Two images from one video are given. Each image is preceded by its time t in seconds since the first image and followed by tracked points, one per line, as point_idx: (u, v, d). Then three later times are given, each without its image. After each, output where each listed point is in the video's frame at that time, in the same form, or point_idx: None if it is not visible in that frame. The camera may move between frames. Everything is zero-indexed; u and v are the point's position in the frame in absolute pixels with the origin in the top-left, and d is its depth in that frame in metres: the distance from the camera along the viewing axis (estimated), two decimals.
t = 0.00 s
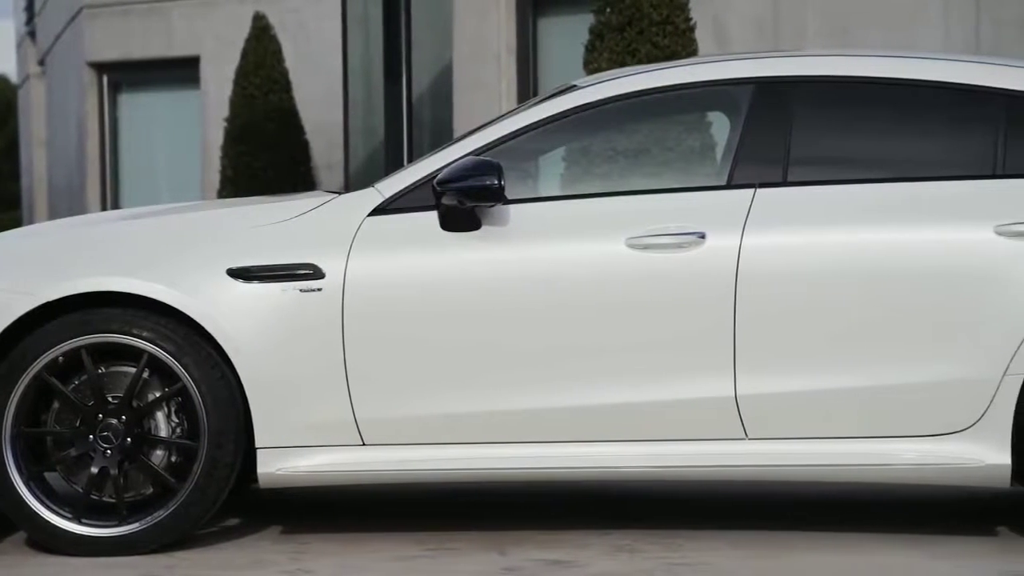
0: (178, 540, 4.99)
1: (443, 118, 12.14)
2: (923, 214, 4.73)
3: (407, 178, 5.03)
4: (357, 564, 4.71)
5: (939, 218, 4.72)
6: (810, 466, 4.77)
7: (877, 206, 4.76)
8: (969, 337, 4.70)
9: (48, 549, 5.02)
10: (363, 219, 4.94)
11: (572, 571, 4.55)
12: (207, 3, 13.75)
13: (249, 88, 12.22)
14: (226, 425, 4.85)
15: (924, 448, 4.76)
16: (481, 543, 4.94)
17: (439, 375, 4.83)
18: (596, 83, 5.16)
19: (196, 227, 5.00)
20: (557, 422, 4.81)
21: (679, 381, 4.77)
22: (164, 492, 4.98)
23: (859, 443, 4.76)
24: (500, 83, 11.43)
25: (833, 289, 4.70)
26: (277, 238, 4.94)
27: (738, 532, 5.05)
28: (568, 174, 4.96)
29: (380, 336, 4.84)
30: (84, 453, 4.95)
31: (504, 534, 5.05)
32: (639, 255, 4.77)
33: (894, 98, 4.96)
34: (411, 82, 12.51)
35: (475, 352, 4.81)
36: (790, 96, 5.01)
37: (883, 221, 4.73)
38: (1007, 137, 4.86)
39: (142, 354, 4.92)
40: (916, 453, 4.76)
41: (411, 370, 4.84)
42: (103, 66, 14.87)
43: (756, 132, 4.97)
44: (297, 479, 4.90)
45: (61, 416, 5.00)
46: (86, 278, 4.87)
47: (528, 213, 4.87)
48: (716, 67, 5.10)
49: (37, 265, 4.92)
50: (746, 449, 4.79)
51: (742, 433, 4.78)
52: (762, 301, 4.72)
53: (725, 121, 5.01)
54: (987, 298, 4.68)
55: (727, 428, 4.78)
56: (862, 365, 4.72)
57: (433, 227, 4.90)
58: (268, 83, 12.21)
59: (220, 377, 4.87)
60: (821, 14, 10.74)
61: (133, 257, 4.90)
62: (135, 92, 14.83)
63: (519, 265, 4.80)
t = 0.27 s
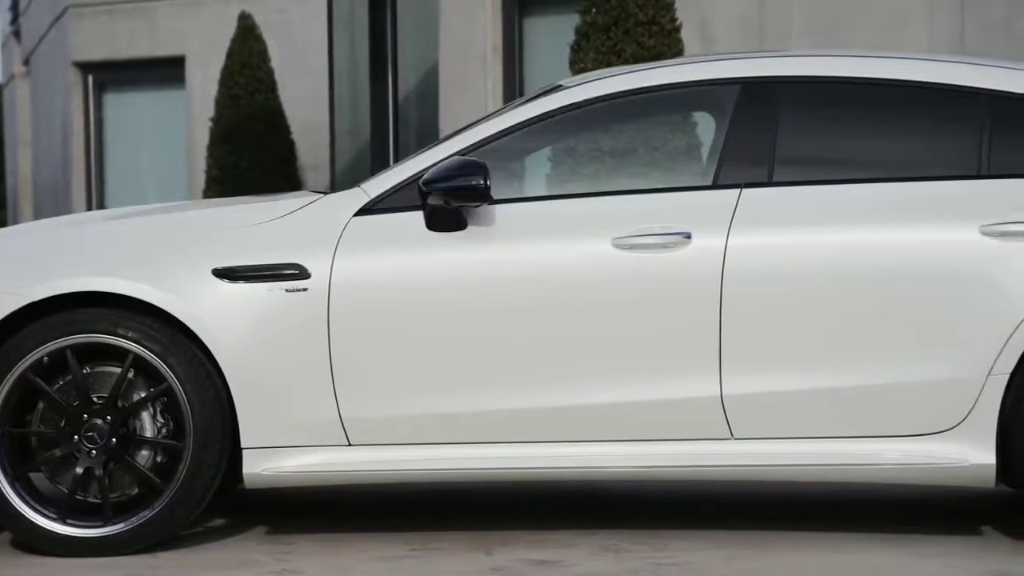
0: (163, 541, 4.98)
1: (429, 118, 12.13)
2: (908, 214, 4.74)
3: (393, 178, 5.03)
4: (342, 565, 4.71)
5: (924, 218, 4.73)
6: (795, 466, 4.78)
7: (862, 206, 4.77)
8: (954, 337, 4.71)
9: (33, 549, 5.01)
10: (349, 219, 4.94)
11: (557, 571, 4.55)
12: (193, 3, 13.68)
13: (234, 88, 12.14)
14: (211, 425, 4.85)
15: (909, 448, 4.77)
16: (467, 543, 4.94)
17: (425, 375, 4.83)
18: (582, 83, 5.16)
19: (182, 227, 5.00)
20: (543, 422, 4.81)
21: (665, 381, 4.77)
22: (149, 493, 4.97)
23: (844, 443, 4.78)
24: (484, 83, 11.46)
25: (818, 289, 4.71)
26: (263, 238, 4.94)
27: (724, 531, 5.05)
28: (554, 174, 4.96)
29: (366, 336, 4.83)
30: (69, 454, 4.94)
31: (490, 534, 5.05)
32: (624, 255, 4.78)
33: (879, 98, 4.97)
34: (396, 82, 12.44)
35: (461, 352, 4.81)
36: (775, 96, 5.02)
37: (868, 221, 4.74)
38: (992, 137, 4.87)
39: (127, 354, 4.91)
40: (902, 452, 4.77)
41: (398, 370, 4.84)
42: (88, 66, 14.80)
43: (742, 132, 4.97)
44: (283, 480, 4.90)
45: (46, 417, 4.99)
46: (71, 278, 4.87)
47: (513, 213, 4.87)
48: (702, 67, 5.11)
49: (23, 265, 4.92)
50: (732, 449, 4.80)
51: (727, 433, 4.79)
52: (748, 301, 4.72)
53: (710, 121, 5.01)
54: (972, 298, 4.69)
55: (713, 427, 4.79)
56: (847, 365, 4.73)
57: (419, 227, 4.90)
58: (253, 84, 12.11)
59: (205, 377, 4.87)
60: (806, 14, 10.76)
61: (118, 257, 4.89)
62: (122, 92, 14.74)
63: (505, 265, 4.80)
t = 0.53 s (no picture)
0: (148, 541, 4.97)
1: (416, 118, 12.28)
2: (893, 215, 4.75)
3: (378, 178, 5.02)
4: (328, 564, 4.70)
5: (909, 218, 4.74)
6: (780, 466, 4.78)
7: (846, 206, 4.77)
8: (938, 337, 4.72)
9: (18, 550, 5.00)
10: (335, 219, 4.94)
11: (542, 571, 4.55)
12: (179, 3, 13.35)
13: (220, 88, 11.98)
14: (196, 425, 4.84)
15: (893, 447, 4.78)
16: (452, 543, 4.94)
17: (411, 375, 4.83)
18: (567, 83, 5.16)
19: (167, 227, 4.99)
20: (529, 422, 4.81)
21: (650, 380, 4.78)
22: (134, 493, 4.97)
23: (829, 442, 4.78)
24: (471, 83, 11.45)
25: (803, 289, 4.71)
26: (248, 238, 4.93)
27: (710, 531, 5.05)
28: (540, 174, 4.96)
29: (352, 336, 4.83)
30: (53, 454, 4.93)
31: (476, 534, 5.05)
32: (610, 255, 4.78)
33: (864, 98, 4.98)
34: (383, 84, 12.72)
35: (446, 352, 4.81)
36: (760, 96, 5.02)
37: (853, 222, 4.75)
38: (975, 137, 4.88)
39: (112, 354, 4.90)
40: (887, 452, 4.78)
41: (383, 370, 4.84)
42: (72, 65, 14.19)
43: (727, 132, 4.98)
44: (268, 480, 4.89)
45: (30, 417, 4.99)
46: (56, 278, 4.86)
47: (499, 213, 4.87)
48: (687, 67, 5.11)
49: (7, 265, 4.91)
50: (717, 448, 4.80)
51: (712, 432, 4.79)
52: (733, 301, 4.73)
53: (696, 121, 5.02)
54: (956, 298, 4.70)
55: (698, 427, 4.79)
56: (831, 365, 4.74)
57: (404, 227, 4.90)
58: (238, 83, 11.97)
59: (190, 378, 4.86)
60: (791, 15, 10.77)
61: (103, 257, 4.88)
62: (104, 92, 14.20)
63: (490, 265, 4.80)
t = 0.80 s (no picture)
0: (136, 541, 4.97)
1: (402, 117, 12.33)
2: (881, 215, 4.75)
3: (367, 178, 5.02)
4: (315, 564, 4.70)
5: (897, 218, 4.75)
6: (768, 465, 4.79)
7: (834, 206, 4.78)
8: (926, 336, 4.72)
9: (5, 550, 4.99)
10: (323, 219, 4.93)
11: (529, 571, 4.55)
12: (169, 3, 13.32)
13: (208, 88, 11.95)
14: (184, 425, 4.84)
15: (881, 448, 4.78)
16: (440, 543, 4.94)
17: (399, 375, 4.83)
18: (556, 83, 5.16)
19: (156, 227, 4.98)
20: (516, 422, 4.81)
21: (638, 380, 4.78)
22: (122, 493, 4.97)
23: (817, 442, 4.79)
24: (459, 80, 11.51)
25: (791, 289, 4.72)
26: (237, 238, 4.92)
27: (697, 531, 5.05)
28: (528, 174, 4.96)
29: (340, 336, 4.83)
30: (41, 454, 4.92)
31: (464, 534, 5.05)
32: (598, 255, 4.78)
33: (852, 98, 4.98)
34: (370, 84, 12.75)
35: (435, 352, 4.81)
36: (748, 96, 5.03)
37: (840, 222, 4.75)
38: (963, 137, 4.89)
39: (99, 354, 4.90)
40: (874, 452, 4.78)
41: (371, 370, 4.84)
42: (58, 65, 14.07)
43: (715, 132, 4.98)
44: (256, 480, 4.89)
45: (17, 417, 4.98)
46: (44, 278, 4.86)
47: (487, 213, 4.87)
48: (676, 67, 5.11)
49: None
50: (705, 448, 4.80)
51: (700, 432, 4.80)
52: (721, 301, 4.73)
53: (684, 121, 5.02)
54: (944, 298, 4.70)
55: (685, 427, 4.79)
56: (819, 365, 4.74)
57: (393, 227, 4.90)
58: (226, 83, 11.94)
59: (178, 378, 4.86)
60: (780, 15, 10.78)
61: (91, 257, 4.88)
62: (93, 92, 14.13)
63: (478, 265, 4.80)
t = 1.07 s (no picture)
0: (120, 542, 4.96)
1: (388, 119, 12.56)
2: (865, 215, 4.76)
3: (352, 178, 5.02)
4: (301, 565, 4.70)
5: (882, 218, 4.75)
6: (753, 465, 4.79)
7: (819, 206, 4.79)
8: (910, 336, 4.73)
9: None
10: (308, 219, 4.93)
11: (514, 571, 4.55)
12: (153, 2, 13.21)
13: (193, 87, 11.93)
14: (169, 426, 4.83)
15: (866, 448, 4.78)
16: (426, 543, 4.94)
17: (384, 375, 4.83)
18: (542, 83, 5.16)
19: (140, 227, 4.98)
20: (502, 422, 4.81)
21: (624, 380, 4.78)
22: (106, 494, 4.96)
23: (802, 442, 4.79)
24: (444, 80, 11.48)
25: (777, 290, 4.72)
26: (222, 238, 4.92)
27: (684, 531, 5.06)
28: (513, 174, 4.96)
29: (325, 336, 4.83)
30: (25, 455, 4.91)
31: (449, 534, 5.04)
32: (583, 255, 4.78)
33: (837, 98, 4.99)
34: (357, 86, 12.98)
35: (420, 352, 4.81)
36: (734, 96, 5.03)
37: (825, 222, 4.76)
38: (947, 138, 4.90)
39: (84, 354, 4.90)
40: (859, 452, 4.78)
41: (356, 370, 4.83)
42: (42, 65, 13.98)
43: (700, 132, 4.99)
44: (241, 480, 4.88)
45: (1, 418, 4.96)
46: (28, 278, 4.85)
47: (472, 213, 4.87)
48: (661, 67, 5.12)
49: None
50: (690, 448, 4.81)
51: (685, 432, 4.80)
52: (706, 301, 4.74)
53: (669, 121, 5.02)
54: (928, 298, 4.71)
55: (671, 427, 4.80)
56: (803, 365, 4.75)
57: (378, 227, 4.89)
58: (211, 83, 11.91)
59: (163, 378, 4.85)
60: (764, 15, 10.80)
61: (76, 258, 4.87)
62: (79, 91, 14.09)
63: (464, 265, 4.80)
